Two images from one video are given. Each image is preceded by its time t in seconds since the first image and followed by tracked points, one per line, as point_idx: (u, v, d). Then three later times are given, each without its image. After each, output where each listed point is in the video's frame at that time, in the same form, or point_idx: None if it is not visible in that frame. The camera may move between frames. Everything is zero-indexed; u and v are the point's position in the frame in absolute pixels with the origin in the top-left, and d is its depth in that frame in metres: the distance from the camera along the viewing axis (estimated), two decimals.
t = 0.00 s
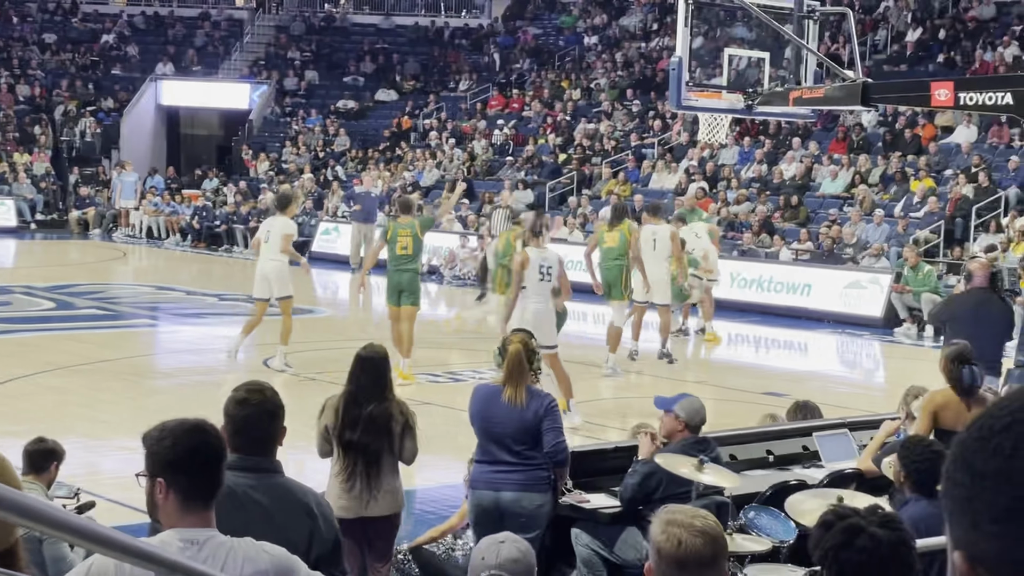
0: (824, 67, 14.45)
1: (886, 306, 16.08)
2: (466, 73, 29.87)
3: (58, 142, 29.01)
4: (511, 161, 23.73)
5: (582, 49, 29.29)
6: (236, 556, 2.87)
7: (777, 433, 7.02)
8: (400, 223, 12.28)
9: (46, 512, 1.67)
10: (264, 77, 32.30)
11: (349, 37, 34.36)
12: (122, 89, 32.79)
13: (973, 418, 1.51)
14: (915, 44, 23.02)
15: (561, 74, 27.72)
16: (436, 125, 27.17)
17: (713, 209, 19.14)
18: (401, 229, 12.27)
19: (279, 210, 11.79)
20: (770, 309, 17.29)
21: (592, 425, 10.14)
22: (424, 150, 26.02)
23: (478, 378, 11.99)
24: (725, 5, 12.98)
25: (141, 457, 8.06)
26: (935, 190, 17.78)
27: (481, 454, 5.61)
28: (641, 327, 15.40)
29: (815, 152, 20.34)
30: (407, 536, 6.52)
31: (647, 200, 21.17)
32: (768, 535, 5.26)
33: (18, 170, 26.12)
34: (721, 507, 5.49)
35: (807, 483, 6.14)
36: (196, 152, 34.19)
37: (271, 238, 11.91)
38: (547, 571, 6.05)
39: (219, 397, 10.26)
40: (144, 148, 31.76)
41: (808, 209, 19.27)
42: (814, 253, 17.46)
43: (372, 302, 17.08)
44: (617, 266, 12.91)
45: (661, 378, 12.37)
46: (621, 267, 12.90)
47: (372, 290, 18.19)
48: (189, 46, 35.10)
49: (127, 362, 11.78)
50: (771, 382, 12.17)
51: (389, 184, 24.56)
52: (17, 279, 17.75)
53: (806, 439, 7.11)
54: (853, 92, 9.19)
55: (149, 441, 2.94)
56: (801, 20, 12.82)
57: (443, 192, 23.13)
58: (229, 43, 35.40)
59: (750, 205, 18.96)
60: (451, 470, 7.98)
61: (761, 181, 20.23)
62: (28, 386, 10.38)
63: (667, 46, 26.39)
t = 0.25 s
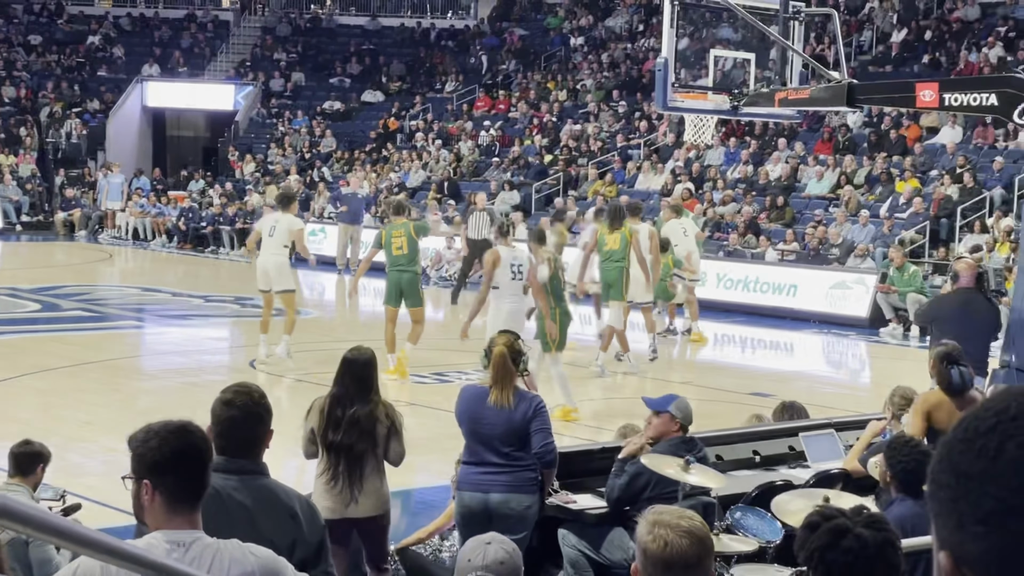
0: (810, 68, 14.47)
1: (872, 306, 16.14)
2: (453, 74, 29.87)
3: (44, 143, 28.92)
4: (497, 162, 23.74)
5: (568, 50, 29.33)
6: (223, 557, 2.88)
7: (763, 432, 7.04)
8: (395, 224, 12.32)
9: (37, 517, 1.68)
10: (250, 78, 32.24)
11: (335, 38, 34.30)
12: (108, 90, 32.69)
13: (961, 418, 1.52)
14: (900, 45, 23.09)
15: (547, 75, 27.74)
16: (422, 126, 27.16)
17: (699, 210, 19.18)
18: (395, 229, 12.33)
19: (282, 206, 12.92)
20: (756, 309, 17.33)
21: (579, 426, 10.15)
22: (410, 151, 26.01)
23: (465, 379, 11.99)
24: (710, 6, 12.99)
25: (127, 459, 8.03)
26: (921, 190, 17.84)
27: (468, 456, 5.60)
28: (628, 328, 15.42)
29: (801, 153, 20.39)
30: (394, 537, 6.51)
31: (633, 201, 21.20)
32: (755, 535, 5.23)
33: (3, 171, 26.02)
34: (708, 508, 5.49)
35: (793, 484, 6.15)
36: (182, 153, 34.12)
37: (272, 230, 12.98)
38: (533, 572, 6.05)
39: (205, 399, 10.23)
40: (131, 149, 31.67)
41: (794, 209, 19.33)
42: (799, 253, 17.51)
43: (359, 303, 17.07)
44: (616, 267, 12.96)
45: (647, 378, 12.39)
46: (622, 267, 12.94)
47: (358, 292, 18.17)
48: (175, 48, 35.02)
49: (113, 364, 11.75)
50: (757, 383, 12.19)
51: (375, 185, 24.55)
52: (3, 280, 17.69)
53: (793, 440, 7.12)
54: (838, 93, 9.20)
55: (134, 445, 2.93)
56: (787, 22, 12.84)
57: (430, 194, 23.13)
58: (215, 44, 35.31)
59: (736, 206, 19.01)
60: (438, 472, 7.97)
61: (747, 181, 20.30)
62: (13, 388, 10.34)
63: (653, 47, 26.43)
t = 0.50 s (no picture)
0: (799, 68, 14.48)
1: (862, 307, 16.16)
2: (442, 75, 29.87)
3: (33, 145, 28.86)
4: (487, 163, 23.74)
5: (558, 51, 29.34)
6: (213, 560, 2.86)
7: (754, 434, 7.04)
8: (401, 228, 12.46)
9: (37, 522, 1.68)
10: (240, 79, 32.19)
11: (325, 39, 34.26)
12: (97, 92, 32.61)
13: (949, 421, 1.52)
14: (889, 46, 23.11)
15: (537, 76, 27.75)
16: (412, 127, 27.15)
17: (689, 210, 19.20)
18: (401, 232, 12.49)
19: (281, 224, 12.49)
20: (746, 310, 17.36)
21: (570, 427, 10.15)
22: (400, 152, 25.99)
23: (455, 380, 11.98)
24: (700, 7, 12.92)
25: (117, 461, 8.00)
26: (910, 191, 17.88)
27: (459, 458, 5.59)
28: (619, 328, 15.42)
29: (790, 153, 20.42)
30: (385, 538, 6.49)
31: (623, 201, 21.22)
32: (745, 537, 5.14)
33: None
34: (698, 509, 5.48)
35: (784, 485, 6.15)
36: (172, 154, 34.06)
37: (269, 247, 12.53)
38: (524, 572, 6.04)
39: (195, 400, 10.20)
40: (120, 151, 31.60)
41: (784, 210, 19.35)
42: (789, 253, 17.53)
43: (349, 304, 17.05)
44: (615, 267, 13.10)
45: (637, 379, 12.39)
46: (623, 268, 13.12)
47: (349, 293, 18.15)
48: (164, 49, 34.95)
49: (103, 366, 11.71)
50: (747, 383, 12.21)
51: (365, 186, 24.54)
52: None
53: (782, 441, 7.13)
54: (828, 93, 9.21)
55: (125, 447, 2.91)
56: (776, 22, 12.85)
57: (420, 195, 23.12)
58: (205, 46, 35.24)
59: (726, 206, 19.03)
60: (428, 473, 7.96)
61: (736, 182, 20.32)
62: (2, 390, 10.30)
63: (643, 47, 26.45)
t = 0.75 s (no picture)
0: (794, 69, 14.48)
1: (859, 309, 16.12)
2: (438, 76, 29.86)
3: (30, 147, 28.84)
4: (483, 164, 23.73)
5: (554, 52, 29.33)
6: (211, 562, 2.85)
7: (751, 435, 7.04)
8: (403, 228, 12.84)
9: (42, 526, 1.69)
10: (236, 81, 32.16)
11: (321, 40, 34.23)
12: (93, 93, 32.57)
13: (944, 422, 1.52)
14: (885, 46, 23.10)
15: (533, 78, 27.74)
16: (409, 128, 27.13)
17: (686, 211, 19.22)
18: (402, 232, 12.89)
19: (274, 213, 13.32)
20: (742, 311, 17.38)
21: (567, 427, 10.14)
22: (396, 153, 25.99)
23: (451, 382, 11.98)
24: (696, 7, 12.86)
25: (114, 463, 7.99)
26: (907, 191, 17.88)
27: (456, 459, 5.58)
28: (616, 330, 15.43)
29: (786, 154, 20.43)
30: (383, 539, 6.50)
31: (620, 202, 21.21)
32: (742, 537, 5.13)
33: None
34: (695, 510, 5.47)
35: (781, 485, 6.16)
36: (168, 156, 34.04)
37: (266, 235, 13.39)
38: (521, 573, 6.04)
39: (192, 401, 10.20)
40: (117, 152, 31.58)
41: (781, 211, 19.35)
42: (785, 254, 17.54)
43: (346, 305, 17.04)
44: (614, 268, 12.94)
45: (633, 380, 12.38)
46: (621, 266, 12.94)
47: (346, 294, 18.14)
48: (160, 50, 34.92)
49: (100, 367, 11.70)
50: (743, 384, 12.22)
51: (362, 187, 24.53)
52: None
53: (779, 441, 7.14)
54: (824, 94, 9.21)
55: (123, 450, 2.90)
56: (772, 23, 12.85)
57: (416, 196, 23.13)
58: (201, 47, 35.21)
59: (723, 207, 19.03)
60: (425, 474, 7.96)
61: (733, 182, 20.32)
62: None
63: (639, 48, 26.45)
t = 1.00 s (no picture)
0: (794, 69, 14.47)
1: (859, 309, 16.23)
2: (439, 77, 29.86)
3: (30, 148, 28.85)
4: (484, 165, 23.73)
5: (554, 52, 29.32)
6: (212, 563, 2.85)
7: (751, 435, 7.05)
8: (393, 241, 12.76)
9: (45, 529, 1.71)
10: (237, 82, 32.15)
11: (321, 41, 34.23)
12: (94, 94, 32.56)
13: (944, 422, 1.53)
14: (885, 46, 23.09)
15: (533, 78, 27.74)
16: (409, 129, 27.12)
17: (686, 212, 19.22)
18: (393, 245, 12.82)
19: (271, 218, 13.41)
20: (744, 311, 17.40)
21: (567, 427, 10.16)
22: (397, 154, 25.98)
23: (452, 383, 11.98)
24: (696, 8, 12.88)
25: (115, 464, 7.99)
26: (907, 191, 17.88)
27: (456, 459, 5.59)
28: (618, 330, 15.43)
29: (787, 154, 20.42)
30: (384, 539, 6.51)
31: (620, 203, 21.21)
32: (742, 537, 5.13)
33: None
34: (696, 510, 5.47)
35: (780, 485, 6.17)
36: (168, 157, 34.06)
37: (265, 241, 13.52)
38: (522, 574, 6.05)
39: (193, 403, 10.20)
40: (116, 153, 31.55)
41: (781, 211, 19.36)
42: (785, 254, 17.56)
43: (348, 306, 17.05)
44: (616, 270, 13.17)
45: (634, 381, 12.38)
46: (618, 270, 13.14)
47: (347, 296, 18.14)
48: (161, 51, 34.89)
49: (101, 369, 11.70)
50: (745, 385, 12.21)
51: (362, 188, 24.54)
52: None
53: (780, 442, 7.15)
54: (824, 95, 9.21)
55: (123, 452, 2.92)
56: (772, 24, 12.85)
57: (417, 197, 23.15)
58: (202, 48, 35.19)
59: (723, 208, 19.03)
60: (426, 474, 7.98)
61: (733, 183, 20.32)
62: None
63: (639, 49, 26.44)
